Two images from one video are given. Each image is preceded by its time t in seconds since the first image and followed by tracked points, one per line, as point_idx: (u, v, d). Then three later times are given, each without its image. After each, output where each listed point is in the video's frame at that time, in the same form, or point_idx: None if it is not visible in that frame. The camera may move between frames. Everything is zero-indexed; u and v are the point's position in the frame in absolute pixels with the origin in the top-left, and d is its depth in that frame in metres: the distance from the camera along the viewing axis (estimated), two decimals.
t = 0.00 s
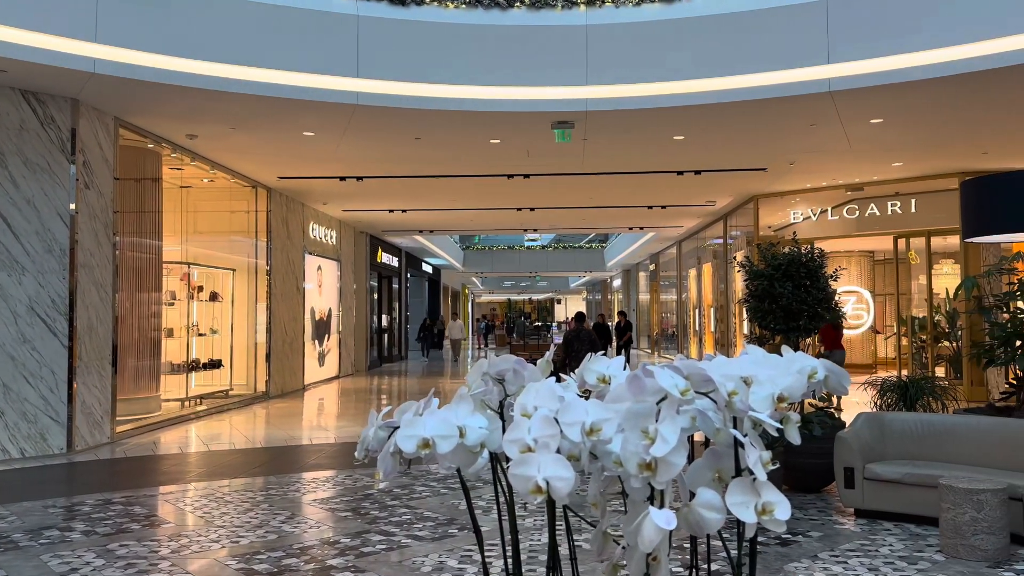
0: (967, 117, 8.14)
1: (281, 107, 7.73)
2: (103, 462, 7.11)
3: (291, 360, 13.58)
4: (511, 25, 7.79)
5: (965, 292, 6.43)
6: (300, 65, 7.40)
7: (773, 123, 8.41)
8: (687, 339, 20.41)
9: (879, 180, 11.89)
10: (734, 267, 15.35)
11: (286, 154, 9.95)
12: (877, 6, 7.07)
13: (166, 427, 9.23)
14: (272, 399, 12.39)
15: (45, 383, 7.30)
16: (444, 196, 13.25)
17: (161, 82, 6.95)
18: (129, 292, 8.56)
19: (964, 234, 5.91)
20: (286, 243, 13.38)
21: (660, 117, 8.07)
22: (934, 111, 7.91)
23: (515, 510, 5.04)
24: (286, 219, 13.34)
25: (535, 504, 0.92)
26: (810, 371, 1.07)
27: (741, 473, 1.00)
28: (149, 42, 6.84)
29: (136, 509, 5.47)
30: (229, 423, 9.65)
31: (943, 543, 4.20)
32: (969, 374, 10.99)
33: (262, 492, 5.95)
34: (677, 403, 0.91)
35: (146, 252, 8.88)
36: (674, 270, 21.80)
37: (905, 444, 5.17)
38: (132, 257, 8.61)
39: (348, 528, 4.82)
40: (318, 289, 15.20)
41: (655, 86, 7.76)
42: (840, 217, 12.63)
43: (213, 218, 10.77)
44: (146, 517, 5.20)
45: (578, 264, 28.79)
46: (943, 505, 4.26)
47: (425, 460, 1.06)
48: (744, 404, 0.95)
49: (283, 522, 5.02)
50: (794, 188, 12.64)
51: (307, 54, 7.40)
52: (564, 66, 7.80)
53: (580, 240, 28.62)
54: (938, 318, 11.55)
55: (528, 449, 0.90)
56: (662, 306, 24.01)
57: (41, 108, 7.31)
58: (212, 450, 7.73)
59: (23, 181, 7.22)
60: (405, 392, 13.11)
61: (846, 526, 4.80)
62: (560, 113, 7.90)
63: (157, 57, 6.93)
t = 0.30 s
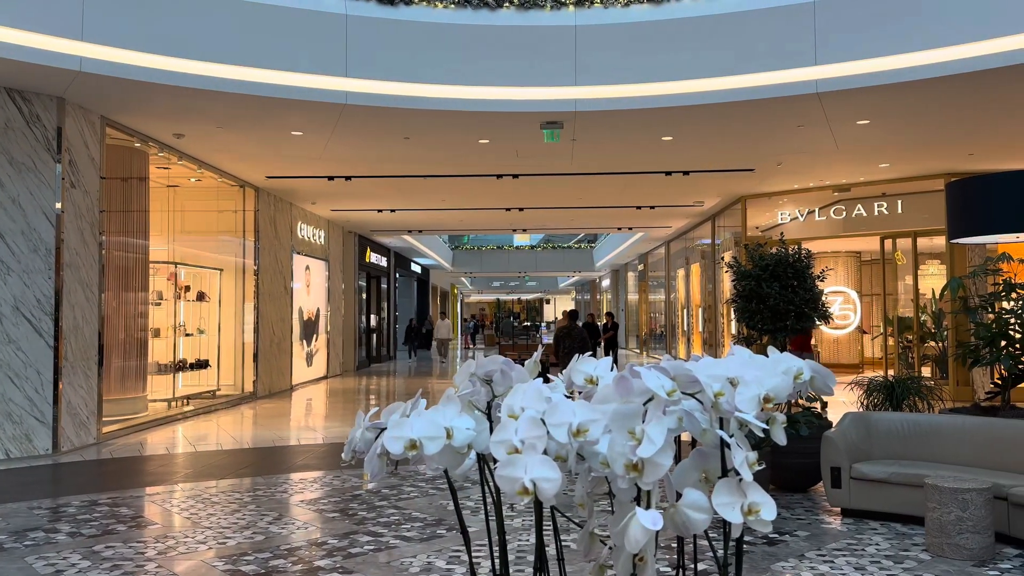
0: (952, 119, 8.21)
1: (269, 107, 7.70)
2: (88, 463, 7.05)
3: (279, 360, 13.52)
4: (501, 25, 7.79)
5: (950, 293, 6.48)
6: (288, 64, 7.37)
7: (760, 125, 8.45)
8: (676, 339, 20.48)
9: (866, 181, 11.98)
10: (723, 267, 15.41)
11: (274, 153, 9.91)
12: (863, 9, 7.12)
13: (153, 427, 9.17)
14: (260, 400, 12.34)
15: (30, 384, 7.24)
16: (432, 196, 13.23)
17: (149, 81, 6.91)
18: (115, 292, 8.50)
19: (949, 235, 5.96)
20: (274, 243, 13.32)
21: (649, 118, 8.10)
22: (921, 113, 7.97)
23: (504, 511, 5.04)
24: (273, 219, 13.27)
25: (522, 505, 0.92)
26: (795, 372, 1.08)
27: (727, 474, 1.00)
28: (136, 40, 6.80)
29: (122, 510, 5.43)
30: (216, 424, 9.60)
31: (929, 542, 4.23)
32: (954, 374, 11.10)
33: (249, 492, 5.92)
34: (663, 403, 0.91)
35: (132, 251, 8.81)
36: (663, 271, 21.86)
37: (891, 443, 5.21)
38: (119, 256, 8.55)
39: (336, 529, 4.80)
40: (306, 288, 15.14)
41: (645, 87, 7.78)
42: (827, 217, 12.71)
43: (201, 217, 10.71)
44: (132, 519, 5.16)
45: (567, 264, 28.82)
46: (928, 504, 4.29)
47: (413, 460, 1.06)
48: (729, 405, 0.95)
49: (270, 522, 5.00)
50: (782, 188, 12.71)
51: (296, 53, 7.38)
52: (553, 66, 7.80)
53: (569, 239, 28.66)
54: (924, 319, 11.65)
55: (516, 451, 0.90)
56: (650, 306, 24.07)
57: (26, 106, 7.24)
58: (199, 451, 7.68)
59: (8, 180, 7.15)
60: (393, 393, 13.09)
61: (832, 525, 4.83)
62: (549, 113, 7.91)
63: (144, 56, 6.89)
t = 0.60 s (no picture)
0: (941, 121, 8.27)
1: (260, 107, 7.67)
2: (77, 464, 7.00)
3: (269, 361, 13.47)
4: (492, 26, 7.79)
5: (939, 294, 6.52)
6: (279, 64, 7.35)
7: (751, 126, 8.48)
8: (667, 340, 20.53)
9: (856, 183, 12.05)
10: (713, 268, 15.47)
11: (264, 153, 9.87)
12: (853, 11, 7.16)
13: (142, 429, 9.11)
14: (250, 401, 12.29)
15: (18, 385, 7.18)
16: (424, 197, 13.22)
17: (139, 81, 6.88)
18: (105, 292, 8.45)
19: (938, 236, 5.99)
20: (264, 243, 13.27)
21: (640, 119, 8.12)
22: (910, 115, 8.02)
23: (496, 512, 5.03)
24: (264, 219, 13.22)
25: (509, 505, 0.92)
26: (782, 372, 1.08)
27: (714, 474, 1.01)
28: (126, 40, 6.77)
29: (111, 512, 5.39)
30: (206, 425, 9.55)
31: (918, 542, 4.26)
32: (944, 375, 11.16)
33: (239, 494, 5.90)
34: (651, 404, 0.91)
35: (122, 252, 8.76)
36: (654, 272, 21.92)
37: (880, 443, 5.24)
38: (108, 257, 8.49)
39: (326, 530, 4.79)
40: (297, 289, 15.09)
41: (636, 88, 7.80)
42: (817, 219, 12.77)
43: (191, 217, 10.66)
44: (122, 520, 5.13)
45: (558, 265, 28.84)
46: (916, 504, 4.32)
47: (400, 461, 1.06)
48: (716, 405, 0.96)
49: (260, 524, 4.98)
50: (772, 190, 12.76)
51: (287, 53, 7.36)
52: (545, 67, 7.81)
53: (561, 240, 28.68)
54: (914, 319, 11.73)
55: (503, 451, 0.90)
56: (642, 307, 24.12)
57: (14, 105, 7.18)
58: (188, 453, 7.64)
59: None
60: (384, 394, 13.06)
61: (822, 525, 4.85)
62: (541, 113, 7.92)
63: (135, 56, 6.86)
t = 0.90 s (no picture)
0: (932, 123, 8.31)
1: (253, 108, 7.66)
2: (68, 466, 6.97)
3: (262, 363, 13.43)
4: (485, 27, 7.79)
5: (930, 296, 6.56)
6: (272, 66, 7.34)
7: (744, 128, 8.51)
8: (660, 342, 20.56)
9: (848, 184, 12.09)
10: (706, 269, 15.51)
11: (257, 154, 9.84)
12: (843, 14, 7.20)
13: (133, 431, 9.07)
14: (242, 402, 12.26)
15: (9, 387, 7.15)
16: (417, 198, 13.21)
17: (131, 82, 6.86)
18: (97, 293, 8.42)
19: (929, 237, 6.02)
20: (257, 244, 13.23)
21: (632, 120, 8.13)
22: (901, 117, 8.06)
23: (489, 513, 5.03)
24: (256, 220, 13.18)
25: (500, 507, 0.92)
26: (773, 373, 1.08)
27: (704, 475, 1.01)
28: (118, 41, 6.74)
29: (103, 514, 5.37)
30: (199, 426, 9.52)
31: (909, 543, 4.28)
32: (935, 375, 11.22)
33: (231, 496, 5.87)
34: (641, 405, 0.91)
35: (113, 253, 8.72)
36: (647, 273, 21.96)
37: (872, 444, 5.26)
38: (100, 258, 8.46)
39: (318, 532, 4.77)
40: (290, 290, 15.05)
41: (629, 90, 7.81)
42: (809, 220, 12.82)
43: (183, 218, 10.62)
44: (113, 523, 5.10)
45: (552, 266, 28.85)
46: (908, 505, 4.34)
47: (392, 463, 1.06)
48: (706, 406, 0.96)
49: (253, 526, 4.96)
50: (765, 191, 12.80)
51: (280, 54, 7.35)
52: (538, 69, 7.81)
53: (554, 241, 28.70)
54: (905, 320, 11.78)
55: (494, 453, 0.90)
56: (635, 308, 24.17)
57: (5, 106, 7.14)
58: (180, 454, 7.61)
59: None
60: (377, 395, 13.05)
61: (814, 526, 4.87)
62: (534, 115, 7.93)
63: (126, 57, 6.84)
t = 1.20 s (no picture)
0: (924, 125, 8.35)
1: (247, 109, 7.64)
2: (61, 469, 6.93)
3: (256, 365, 13.39)
4: (480, 29, 7.79)
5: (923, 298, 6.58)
6: (266, 67, 7.33)
7: (737, 130, 8.54)
8: (654, 344, 20.58)
9: (841, 187, 12.14)
10: (700, 272, 15.53)
11: (251, 156, 9.82)
12: (836, 17, 7.23)
13: (126, 434, 9.02)
14: (236, 405, 12.22)
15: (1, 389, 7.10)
16: (411, 200, 13.20)
17: (124, 83, 6.86)
18: (90, 295, 8.38)
19: (921, 239, 6.05)
20: (250, 246, 13.20)
21: (627, 123, 8.15)
22: (894, 119, 8.10)
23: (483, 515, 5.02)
24: (250, 222, 13.15)
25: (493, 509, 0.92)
26: (765, 376, 1.09)
27: (697, 476, 1.01)
28: (112, 43, 6.73)
29: (95, 517, 5.34)
30: (192, 429, 9.49)
31: (902, 544, 4.29)
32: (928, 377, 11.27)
33: (224, 498, 5.85)
34: (635, 407, 0.92)
35: (107, 254, 8.69)
36: (641, 275, 21.99)
37: (865, 445, 5.28)
38: (93, 260, 8.42)
39: (312, 535, 4.76)
40: (284, 293, 15.01)
41: (623, 92, 7.83)
42: (803, 222, 12.86)
43: (177, 220, 10.59)
44: (105, 526, 5.08)
45: (546, 268, 28.85)
46: (901, 507, 4.35)
47: (385, 466, 1.06)
48: (699, 408, 0.96)
49: (246, 528, 4.95)
50: (758, 194, 12.83)
51: (274, 56, 7.34)
52: (532, 71, 7.82)
53: (549, 243, 28.70)
54: (898, 322, 11.83)
55: (487, 455, 0.90)
56: (629, 310, 24.20)
57: None
58: (173, 457, 7.58)
59: None
60: (371, 397, 13.03)
61: (808, 527, 4.88)
62: (528, 117, 7.94)
63: (120, 58, 6.83)
